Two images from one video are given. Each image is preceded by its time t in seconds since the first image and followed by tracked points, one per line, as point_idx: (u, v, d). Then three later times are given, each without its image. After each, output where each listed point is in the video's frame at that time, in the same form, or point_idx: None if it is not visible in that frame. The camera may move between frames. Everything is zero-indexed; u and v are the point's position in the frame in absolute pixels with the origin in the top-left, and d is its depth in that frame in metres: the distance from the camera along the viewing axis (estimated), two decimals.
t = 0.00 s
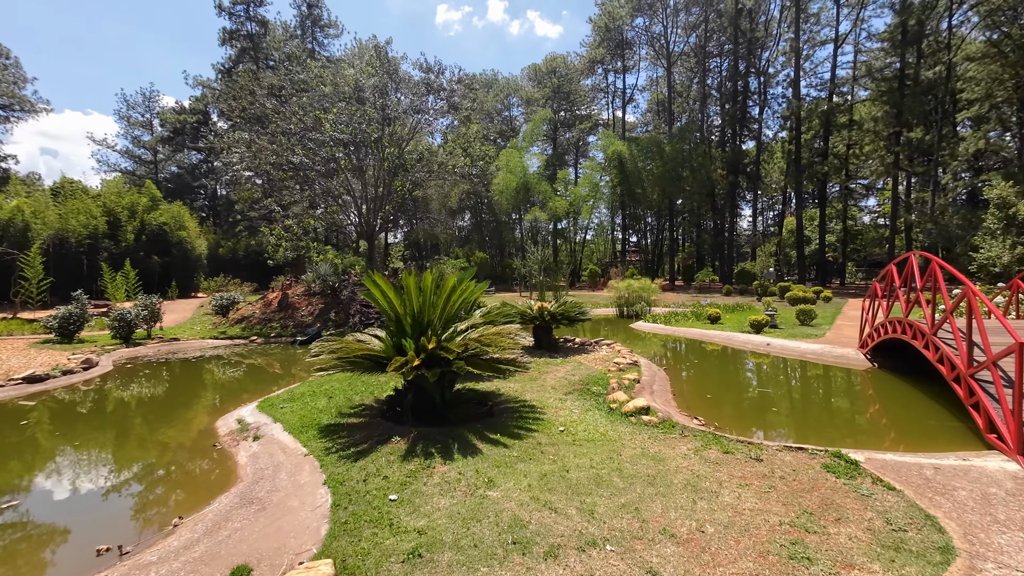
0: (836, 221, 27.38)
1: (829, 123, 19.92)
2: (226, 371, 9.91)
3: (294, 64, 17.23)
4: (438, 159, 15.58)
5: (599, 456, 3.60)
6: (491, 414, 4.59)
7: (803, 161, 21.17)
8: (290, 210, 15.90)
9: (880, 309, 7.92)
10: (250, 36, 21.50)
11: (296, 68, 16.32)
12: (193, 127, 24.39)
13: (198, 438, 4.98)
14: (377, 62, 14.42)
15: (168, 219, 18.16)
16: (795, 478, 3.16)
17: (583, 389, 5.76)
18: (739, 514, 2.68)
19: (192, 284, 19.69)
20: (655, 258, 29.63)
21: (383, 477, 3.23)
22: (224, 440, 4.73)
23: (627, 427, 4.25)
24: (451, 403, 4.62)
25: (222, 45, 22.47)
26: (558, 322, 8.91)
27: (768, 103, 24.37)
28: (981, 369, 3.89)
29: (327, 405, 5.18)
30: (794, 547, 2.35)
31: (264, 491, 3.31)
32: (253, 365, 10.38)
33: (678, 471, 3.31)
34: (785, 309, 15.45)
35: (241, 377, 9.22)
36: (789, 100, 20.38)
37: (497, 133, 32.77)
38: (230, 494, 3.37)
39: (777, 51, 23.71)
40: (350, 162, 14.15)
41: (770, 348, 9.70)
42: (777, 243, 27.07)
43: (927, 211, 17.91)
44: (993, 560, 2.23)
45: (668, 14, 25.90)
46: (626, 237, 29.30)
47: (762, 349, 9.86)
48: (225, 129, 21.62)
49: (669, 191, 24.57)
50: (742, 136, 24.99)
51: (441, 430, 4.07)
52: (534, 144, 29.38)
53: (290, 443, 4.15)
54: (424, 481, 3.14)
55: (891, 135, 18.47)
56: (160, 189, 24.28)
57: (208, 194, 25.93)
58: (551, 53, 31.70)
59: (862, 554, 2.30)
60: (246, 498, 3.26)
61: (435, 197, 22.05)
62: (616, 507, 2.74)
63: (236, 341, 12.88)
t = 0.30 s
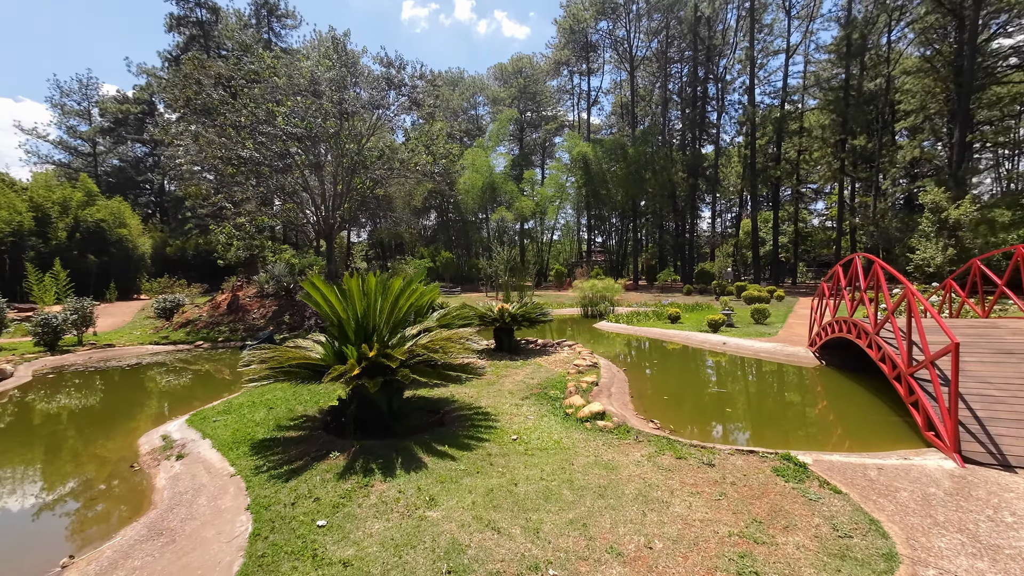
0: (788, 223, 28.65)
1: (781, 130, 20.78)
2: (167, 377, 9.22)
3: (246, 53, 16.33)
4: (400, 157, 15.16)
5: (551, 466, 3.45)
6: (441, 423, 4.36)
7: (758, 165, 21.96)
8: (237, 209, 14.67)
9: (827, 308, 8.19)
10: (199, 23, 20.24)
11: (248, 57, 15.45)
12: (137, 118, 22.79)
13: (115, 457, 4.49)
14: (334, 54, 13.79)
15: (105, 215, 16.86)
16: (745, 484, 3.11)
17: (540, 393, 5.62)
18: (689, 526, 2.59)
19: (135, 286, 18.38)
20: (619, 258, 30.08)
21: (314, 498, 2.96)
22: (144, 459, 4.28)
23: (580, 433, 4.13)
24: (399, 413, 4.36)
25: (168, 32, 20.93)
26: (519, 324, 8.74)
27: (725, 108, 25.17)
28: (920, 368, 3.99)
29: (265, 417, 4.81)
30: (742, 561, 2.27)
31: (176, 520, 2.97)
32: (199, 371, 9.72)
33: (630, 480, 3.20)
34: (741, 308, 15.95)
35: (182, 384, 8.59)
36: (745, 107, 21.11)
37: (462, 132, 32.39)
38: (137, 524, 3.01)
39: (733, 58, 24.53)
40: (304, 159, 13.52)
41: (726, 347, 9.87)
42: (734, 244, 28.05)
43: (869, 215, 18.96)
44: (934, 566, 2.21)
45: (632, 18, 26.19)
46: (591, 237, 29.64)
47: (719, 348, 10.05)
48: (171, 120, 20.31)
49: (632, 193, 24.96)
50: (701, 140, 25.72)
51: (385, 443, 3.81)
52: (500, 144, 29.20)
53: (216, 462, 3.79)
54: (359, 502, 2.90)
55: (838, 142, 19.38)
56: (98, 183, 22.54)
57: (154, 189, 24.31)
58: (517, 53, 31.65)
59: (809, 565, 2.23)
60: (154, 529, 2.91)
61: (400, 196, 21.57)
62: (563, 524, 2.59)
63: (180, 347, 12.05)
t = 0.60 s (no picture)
0: (740, 225, 29.89)
1: (733, 136, 21.64)
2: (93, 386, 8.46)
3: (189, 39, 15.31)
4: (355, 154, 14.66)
5: (492, 473, 3.31)
6: (381, 430, 4.12)
7: (712, 169, 22.73)
8: (177, 208, 13.47)
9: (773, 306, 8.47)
10: (138, 5, 18.84)
11: (190, 43, 14.48)
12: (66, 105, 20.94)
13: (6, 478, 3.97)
14: (285, 44, 13.14)
15: (26, 209, 15.39)
16: (686, 485, 3.08)
17: (491, 395, 5.47)
18: (628, 533, 2.50)
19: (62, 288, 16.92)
20: (582, 258, 30.45)
21: (227, 520, 2.69)
22: (39, 482, 3.80)
23: (527, 437, 4.01)
24: (336, 422, 4.10)
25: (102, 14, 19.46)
26: (475, 324, 8.56)
27: (682, 114, 25.96)
28: (854, 363, 4.10)
29: (189, 430, 4.41)
30: (678, 568, 2.19)
31: (60, 554, 2.61)
32: (131, 378, 8.98)
33: (573, 486, 3.10)
34: (696, 307, 16.44)
35: (110, 392, 7.89)
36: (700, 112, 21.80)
37: (425, 129, 31.86)
38: (13, 560, 2.63)
39: (689, 66, 25.36)
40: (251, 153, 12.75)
41: (680, 345, 10.06)
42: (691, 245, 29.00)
43: (814, 218, 20.02)
44: (863, 564, 2.20)
45: (593, 22, 26.60)
46: (554, 238, 29.86)
47: (673, 347, 10.22)
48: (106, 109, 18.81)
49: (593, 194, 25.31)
50: (660, 143, 26.39)
51: (316, 455, 3.55)
52: (463, 143, 28.92)
53: (123, 483, 3.41)
54: (277, 523, 2.65)
55: (784, 148, 20.29)
56: (21, 175, 20.59)
57: (87, 182, 22.46)
58: (480, 52, 31.50)
59: (744, 569, 2.19)
60: (32, 565, 2.55)
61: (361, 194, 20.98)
62: (497, 538, 2.46)
63: (110, 352, 11.10)
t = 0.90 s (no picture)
0: (700, 227, 30.80)
1: (694, 140, 22.12)
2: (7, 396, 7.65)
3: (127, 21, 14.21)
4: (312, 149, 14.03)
5: (437, 486, 3.13)
6: (323, 443, 3.87)
7: (673, 172, 23.25)
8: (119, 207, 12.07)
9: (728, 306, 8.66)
10: None
11: (128, 27, 13.44)
12: None
13: None
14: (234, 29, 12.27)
15: None
16: (636, 492, 3.00)
17: (445, 400, 5.28)
18: (573, 547, 2.39)
19: None
20: (548, 258, 30.54)
21: (131, 553, 2.40)
22: None
23: (478, 444, 3.85)
24: (273, 435, 3.81)
25: None
26: (433, 326, 8.31)
27: (644, 117, 26.45)
28: (800, 363, 4.18)
29: (106, 447, 3.99)
30: None
31: None
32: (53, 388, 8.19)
33: (521, 497, 2.97)
34: (658, 306, 16.75)
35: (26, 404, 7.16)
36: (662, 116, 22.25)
37: (388, 126, 31.09)
38: None
39: (651, 70, 25.87)
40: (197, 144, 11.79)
41: (640, 345, 10.19)
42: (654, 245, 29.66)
43: (768, 220, 20.83)
44: (806, 570, 2.17)
45: (558, 24, 26.70)
46: (521, 237, 29.82)
47: (634, 346, 10.34)
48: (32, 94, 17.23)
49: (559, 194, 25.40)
50: (623, 145, 26.74)
51: (245, 472, 3.27)
52: (428, 141, 28.41)
53: (17, 511, 3.01)
54: (190, 553, 2.38)
55: (740, 153, 21.00)
56: None
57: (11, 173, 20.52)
58: (445, 49, 31.06)
59: None
60: None
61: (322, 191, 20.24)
62: (434, 560, 2.29)
63: (33, 360, 10.11)
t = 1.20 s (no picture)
0: (672, 227, 31.33)
1: (665, 141, 22.30)
2: None
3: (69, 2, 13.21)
4: (275, 143, 13.28)
5: (389, 497, 2.92)
6: (269, 452, 3.59)
7: (645, 172, 23.48)
8: (63, 200, 10.45)
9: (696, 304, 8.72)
10: None
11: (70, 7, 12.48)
12: None
13: None
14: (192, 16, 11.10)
15: None
16: (600, 497, 2.88)
17: (407, 403, 5.04)
18: (528, 562, 2.24)
19: None
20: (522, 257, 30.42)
21: None
22: None
23: (437, 450, 3.65)
24: (212, 445, 3.52)
25: None
26: (399, 325, 8.03)
27: (617, 117, 26.63)
28: (764, 361, 4.14)
29: (21, 461, 3.60)
30: None
31: None
32: None
33: (478, 506, 2.80)
34: (630, 304, 16.88)
35: None
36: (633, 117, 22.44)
37: (359, 121, 30.30)
38: None
39: (624, 71, 26.08)
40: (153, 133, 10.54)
41: (611, 343, 10.18)
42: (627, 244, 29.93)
43: (736, 221, 21.28)
44: None
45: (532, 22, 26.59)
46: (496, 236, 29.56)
47: (604, 345, 10.33)
48: None
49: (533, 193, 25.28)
50: (597, 145, 26.82)
51: (175, 486, 2.98)
52: (401, 138, 27.85)
53: None
54: None
55: (710, 154, 21.39)
56: None
57: None
58: (418, 44, 30.50)
59: None
60: None
61: (289, 186, 19.46)
62: None
63: None
